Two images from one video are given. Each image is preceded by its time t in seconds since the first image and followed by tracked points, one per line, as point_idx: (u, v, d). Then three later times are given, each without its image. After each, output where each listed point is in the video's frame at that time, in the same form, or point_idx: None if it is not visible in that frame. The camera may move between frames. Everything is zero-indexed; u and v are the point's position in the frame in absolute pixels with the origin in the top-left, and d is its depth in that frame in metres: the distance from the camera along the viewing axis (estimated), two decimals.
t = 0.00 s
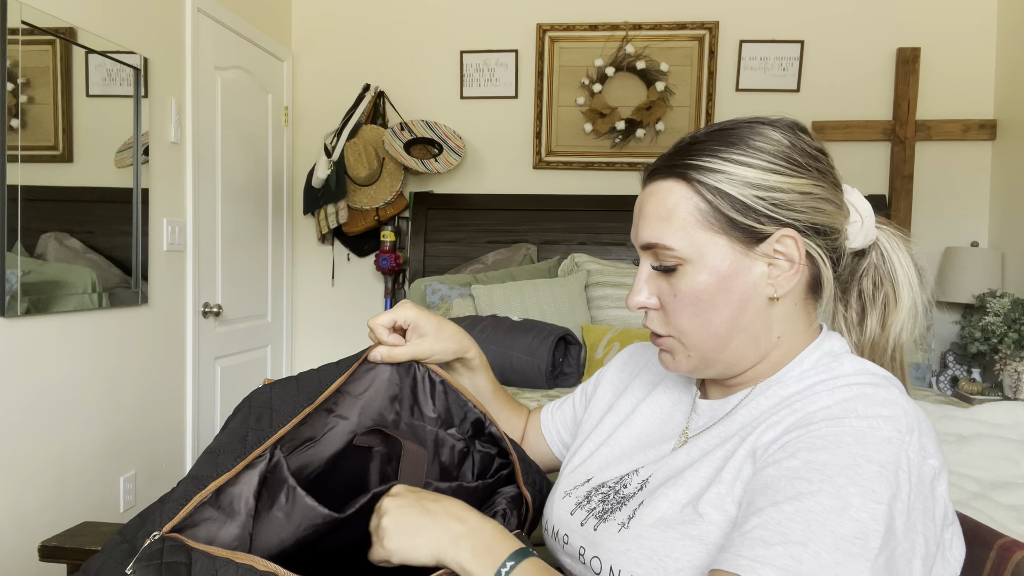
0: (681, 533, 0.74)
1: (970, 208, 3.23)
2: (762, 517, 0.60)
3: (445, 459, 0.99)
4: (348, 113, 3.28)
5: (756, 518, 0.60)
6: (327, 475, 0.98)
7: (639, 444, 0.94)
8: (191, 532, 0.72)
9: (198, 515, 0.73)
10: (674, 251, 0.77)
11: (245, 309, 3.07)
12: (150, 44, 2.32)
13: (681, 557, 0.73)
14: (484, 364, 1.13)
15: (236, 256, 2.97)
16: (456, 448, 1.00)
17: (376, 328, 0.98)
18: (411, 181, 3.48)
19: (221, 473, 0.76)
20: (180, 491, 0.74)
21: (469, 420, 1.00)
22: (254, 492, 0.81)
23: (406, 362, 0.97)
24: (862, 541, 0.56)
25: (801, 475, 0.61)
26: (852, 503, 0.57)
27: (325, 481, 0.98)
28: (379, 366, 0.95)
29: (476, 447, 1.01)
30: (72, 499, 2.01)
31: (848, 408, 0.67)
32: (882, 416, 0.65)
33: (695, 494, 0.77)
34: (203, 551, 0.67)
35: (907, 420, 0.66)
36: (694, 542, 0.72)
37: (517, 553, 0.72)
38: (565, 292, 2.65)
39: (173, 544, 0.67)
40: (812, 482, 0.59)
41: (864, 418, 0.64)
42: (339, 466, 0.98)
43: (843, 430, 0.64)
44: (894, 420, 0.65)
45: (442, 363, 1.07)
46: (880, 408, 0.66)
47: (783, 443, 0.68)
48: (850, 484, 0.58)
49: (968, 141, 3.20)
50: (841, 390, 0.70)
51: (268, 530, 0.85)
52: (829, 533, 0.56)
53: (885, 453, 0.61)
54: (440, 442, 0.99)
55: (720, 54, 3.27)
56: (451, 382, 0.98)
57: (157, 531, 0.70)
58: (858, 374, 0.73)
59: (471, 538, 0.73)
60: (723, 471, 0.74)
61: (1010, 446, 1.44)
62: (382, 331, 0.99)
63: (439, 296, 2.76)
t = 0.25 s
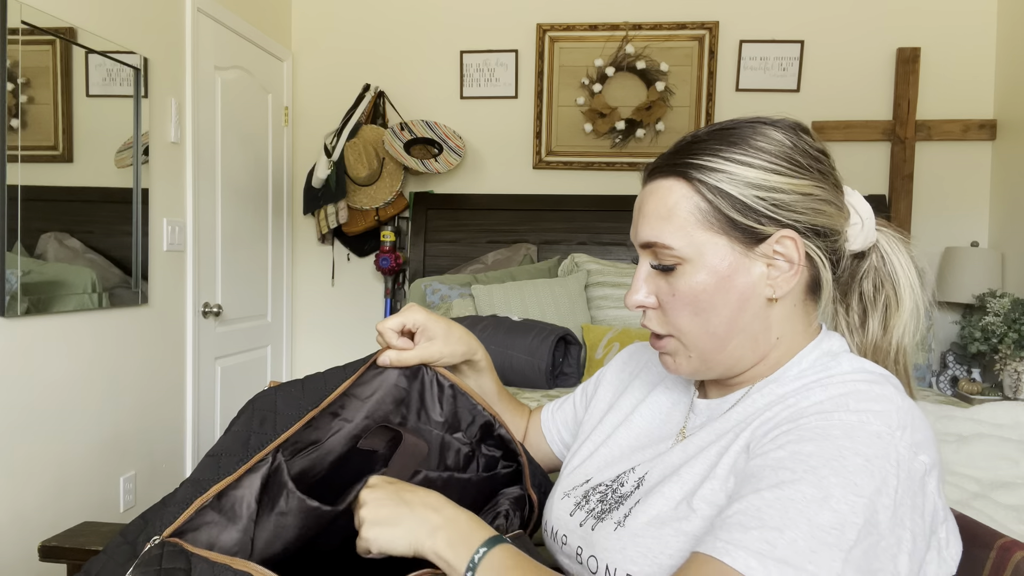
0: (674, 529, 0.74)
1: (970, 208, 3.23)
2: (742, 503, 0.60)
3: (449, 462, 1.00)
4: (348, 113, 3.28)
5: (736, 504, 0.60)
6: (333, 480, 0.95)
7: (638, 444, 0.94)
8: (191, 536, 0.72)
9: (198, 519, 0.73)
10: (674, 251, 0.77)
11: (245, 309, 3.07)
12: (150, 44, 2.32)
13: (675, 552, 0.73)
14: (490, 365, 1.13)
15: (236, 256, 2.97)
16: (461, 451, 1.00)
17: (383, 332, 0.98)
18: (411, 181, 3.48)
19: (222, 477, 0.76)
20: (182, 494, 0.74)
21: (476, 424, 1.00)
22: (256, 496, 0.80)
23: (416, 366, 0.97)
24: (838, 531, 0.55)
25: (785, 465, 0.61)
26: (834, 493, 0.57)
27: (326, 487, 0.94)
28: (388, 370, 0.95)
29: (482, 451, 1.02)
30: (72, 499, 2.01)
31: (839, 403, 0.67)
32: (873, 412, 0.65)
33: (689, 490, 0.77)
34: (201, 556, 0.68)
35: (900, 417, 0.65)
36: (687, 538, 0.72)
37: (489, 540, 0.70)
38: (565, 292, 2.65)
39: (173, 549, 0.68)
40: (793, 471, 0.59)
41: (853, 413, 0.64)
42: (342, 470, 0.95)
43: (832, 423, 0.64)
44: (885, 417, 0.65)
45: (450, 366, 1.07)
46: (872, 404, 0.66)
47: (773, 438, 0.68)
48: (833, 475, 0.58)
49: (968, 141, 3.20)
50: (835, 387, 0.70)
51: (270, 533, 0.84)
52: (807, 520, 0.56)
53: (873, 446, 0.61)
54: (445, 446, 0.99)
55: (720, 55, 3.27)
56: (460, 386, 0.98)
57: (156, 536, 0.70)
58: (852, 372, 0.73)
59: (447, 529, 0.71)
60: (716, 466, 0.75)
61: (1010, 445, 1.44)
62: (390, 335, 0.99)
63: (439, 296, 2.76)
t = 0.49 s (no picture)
0: (671, 535, 0.74)
1: (969, 208, 3.23)
2: (741, 519, 0.60)
3: (454, 461, 0.99)
4: (348, 113, 3.27)
5: (735, 520, 0.61)
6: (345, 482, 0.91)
7: (638, 445, 0.94)
8: (203, 539, 0.73)
9: (209, 522, 0.73)
10: (678, 250, 0.77)
11: (244, 309, 3.07)
12: (150, 44, 2.32)
13: (670, 557, 0.73)
14: (494, 364, 1.13)
15: (236, 256, 2.97)
16: (465, 451, 1.00)
17: (389, 331, 0.98)
18: (411, 181, 3.48)
19: (233, 481, 0.77)
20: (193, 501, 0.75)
21: (480, 424, 1.00)
22: (267, 498, 0.79)
23: (421, 365, 0.97)
24: (840, 547, 0.56)
25: (785, 479, 0.61)
26: (834, 509, 0.57)
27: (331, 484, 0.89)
28: (393, 369, 0.95)
29: (485, 450, 1.01)
30: (72, 499, 2.01)
31: (840, 411, 0.67)
32: (873, 421, 0.65)
33: (686, 495, 0.77)
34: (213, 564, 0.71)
35: (901, 424, 0.65)
36: (685, 544, 0.72)
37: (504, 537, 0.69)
38: (565, 292, 2.65)
39: (185, 558, 0.70)
40: (793, 486, 0.59)
41: (853, 422, 0.64)
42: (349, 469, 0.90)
43: (832, 435, 0.64)
44: (886, 424, 0.64)
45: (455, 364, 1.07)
46: (873, 412, 0.66)
47: (773, 446, 0.68)
48: (834, 489, 0.58)
49: (968, 141, 3.20)
50: (834, 394, 0.70)
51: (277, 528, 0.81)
52: (807, 537, 0.56)
53: (873, 458, 0.60)
54: (450, 445, 0.99)
55: (720, 55, 3.27)
56: (465, 385, 0.98)
57: (167, 541, 0.72)
58: (852, 379, 0.72)
59: (467, 516, 0.71)
60: (715, 473, 0.75)
61: (1010, 445, 1.44)
62: (396, 335, 0.98)
63: (439, 296, 2.76)
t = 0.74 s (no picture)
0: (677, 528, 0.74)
1: (969, 208, 3.24)
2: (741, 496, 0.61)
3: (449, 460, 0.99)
4: (348, 113, 3.27)
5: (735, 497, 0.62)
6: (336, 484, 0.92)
7: (646, 444, 0.94)
8: (192, 539, 0.73)
9: (198, 523, 0.73)
10: (697, 253, 0.76)
11: (244, 309, 3.07)
12: (150, 43, 2.32)
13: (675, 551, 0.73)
14: (490, 361, 1.13)
15: (236, 256, 2.97)
16: (460, 449, 1.00)
17: (383, 330, 0.99)
18: (411, 181, 3.48)
19: (223, 480, 0.76)
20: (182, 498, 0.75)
21: (475, 422, 1.00)
22: (257, 498, 0.79)
23: (414, 364, 0.98)
24: (836, 533, 0.55)
25: (788, 463, 0.62)
26: (835, 493, 0.57)
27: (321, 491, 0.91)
28: (387, 369, 0.96)
29: (481, 449, 1.01)
30: (72, 499, 2.01)
31: (849, 406, 0.67)
32: (881, 417, 0.65)
33: (696, 493, 0.77)
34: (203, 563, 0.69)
35: (910, 423, 0.65)
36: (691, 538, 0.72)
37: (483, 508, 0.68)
38: (565, 292, 2.65)
39: (173, 556, 0.69)
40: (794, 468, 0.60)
41: (861, 417, 0.65)
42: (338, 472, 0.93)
43: (839, 426, 0.64)
44: (894, 423, 0.64)
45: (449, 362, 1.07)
46: (883, 410, 0.66)
47: (779, 437, 0.69)
48: (836, 475, 0.58)
49: (968, 141, 3.21)
50: (844, 393, 0.70)
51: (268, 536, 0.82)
52: (804, 518, 0.56)
53: (878, 450, 0.61)
54: (446, 444, 0.99)
55: (720, 55, 3.27)
56: (459, 384, 0.99)
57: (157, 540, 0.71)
58: (863, 381, 0.72)
59: (445, 492, 0.70)
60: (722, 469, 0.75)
61: (1010, 446, 1.45)
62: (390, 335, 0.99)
63: (439, 295, 2.76)
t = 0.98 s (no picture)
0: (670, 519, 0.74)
1: (969, 208, 3.24)
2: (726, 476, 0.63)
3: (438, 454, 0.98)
4: (348, 113, 3.27)
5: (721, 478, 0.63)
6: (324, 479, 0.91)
7: (652, 444, 0.95)
8: (185, 531, 0.71)
9: (191, 514, 0.72)
10: (710, 255, 0.76)
11: (244, 309, 3.07)
12: (149, 43, 2.32)
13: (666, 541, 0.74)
14: (480, 356, 1.13)
15: (236, 256, 2.97)
16: (447, 443, 0.99)
17: (365, 325, 1.00)
18: (411, 181, 3.48)
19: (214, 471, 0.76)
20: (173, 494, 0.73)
21: (462, 416, 1.00)
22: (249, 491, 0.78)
23: (399, 358, 0.97)
24: (809, 516, 0.56)
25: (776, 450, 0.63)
26: (815, 480, 0.58)
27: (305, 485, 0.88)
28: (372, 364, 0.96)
29: (468, 441, 1.00)
30: (72, 499, 2.01)
31: (846, 404, 0.68)
32: (877, 415, 0.65)
33: (696, 489, 0.77)
34: (197, 549, 0.66)
35: (907, 425, 0.65)
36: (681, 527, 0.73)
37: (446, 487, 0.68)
38: (565, 292, 2.65)
39: (168, 543, 0.65)
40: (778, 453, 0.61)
41: (856, 413, 0.65)
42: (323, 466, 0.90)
43: (832, 420, 0.64)
44: (891, 422, 0.64)
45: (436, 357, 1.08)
46: (881, 409, 0.66)
47: (778, 430, 0.69)
48: (820, 464, 0.59)
49: (968, 141, 3.21)
50: (847, 393, 0.70)
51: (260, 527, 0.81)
52: (778, 497, 0.57)
53: (869, 445, 0.61)
54: (433, 438, 0.99)
55: (720, 55, 3.27)
56: (445, 378, 0.98)
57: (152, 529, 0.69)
58: (870, 384, 0.72)
59: (406, 479, 0.70)
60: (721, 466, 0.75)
61: (1010, 445, 1.45)
62: (371, 328, 1.01)
63: (439, 295, 2.76)
